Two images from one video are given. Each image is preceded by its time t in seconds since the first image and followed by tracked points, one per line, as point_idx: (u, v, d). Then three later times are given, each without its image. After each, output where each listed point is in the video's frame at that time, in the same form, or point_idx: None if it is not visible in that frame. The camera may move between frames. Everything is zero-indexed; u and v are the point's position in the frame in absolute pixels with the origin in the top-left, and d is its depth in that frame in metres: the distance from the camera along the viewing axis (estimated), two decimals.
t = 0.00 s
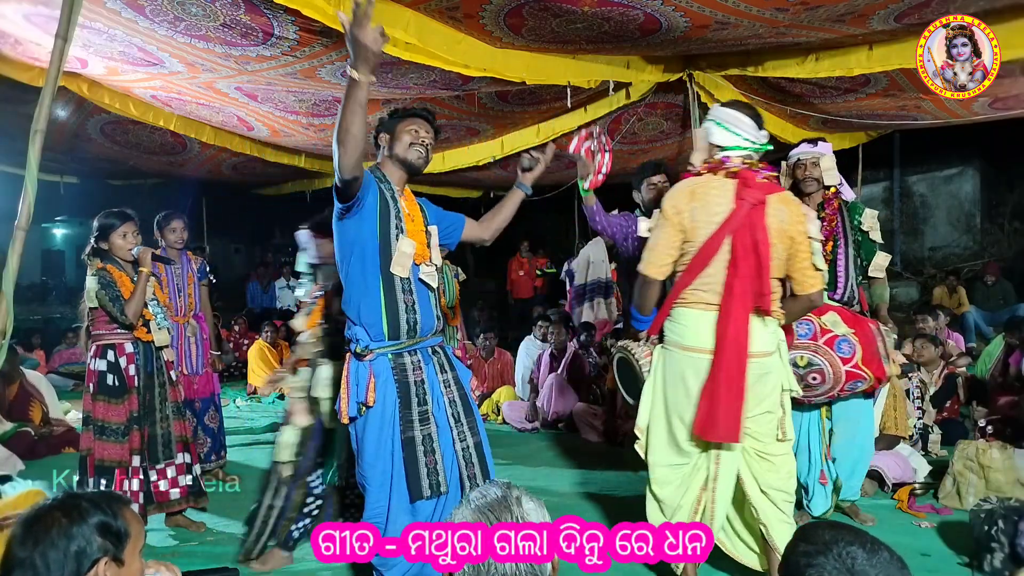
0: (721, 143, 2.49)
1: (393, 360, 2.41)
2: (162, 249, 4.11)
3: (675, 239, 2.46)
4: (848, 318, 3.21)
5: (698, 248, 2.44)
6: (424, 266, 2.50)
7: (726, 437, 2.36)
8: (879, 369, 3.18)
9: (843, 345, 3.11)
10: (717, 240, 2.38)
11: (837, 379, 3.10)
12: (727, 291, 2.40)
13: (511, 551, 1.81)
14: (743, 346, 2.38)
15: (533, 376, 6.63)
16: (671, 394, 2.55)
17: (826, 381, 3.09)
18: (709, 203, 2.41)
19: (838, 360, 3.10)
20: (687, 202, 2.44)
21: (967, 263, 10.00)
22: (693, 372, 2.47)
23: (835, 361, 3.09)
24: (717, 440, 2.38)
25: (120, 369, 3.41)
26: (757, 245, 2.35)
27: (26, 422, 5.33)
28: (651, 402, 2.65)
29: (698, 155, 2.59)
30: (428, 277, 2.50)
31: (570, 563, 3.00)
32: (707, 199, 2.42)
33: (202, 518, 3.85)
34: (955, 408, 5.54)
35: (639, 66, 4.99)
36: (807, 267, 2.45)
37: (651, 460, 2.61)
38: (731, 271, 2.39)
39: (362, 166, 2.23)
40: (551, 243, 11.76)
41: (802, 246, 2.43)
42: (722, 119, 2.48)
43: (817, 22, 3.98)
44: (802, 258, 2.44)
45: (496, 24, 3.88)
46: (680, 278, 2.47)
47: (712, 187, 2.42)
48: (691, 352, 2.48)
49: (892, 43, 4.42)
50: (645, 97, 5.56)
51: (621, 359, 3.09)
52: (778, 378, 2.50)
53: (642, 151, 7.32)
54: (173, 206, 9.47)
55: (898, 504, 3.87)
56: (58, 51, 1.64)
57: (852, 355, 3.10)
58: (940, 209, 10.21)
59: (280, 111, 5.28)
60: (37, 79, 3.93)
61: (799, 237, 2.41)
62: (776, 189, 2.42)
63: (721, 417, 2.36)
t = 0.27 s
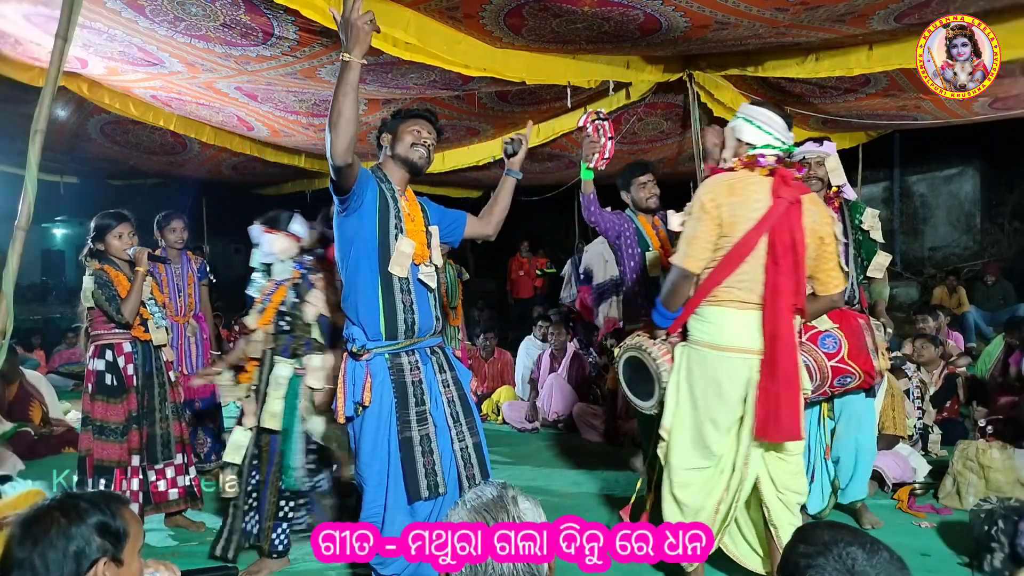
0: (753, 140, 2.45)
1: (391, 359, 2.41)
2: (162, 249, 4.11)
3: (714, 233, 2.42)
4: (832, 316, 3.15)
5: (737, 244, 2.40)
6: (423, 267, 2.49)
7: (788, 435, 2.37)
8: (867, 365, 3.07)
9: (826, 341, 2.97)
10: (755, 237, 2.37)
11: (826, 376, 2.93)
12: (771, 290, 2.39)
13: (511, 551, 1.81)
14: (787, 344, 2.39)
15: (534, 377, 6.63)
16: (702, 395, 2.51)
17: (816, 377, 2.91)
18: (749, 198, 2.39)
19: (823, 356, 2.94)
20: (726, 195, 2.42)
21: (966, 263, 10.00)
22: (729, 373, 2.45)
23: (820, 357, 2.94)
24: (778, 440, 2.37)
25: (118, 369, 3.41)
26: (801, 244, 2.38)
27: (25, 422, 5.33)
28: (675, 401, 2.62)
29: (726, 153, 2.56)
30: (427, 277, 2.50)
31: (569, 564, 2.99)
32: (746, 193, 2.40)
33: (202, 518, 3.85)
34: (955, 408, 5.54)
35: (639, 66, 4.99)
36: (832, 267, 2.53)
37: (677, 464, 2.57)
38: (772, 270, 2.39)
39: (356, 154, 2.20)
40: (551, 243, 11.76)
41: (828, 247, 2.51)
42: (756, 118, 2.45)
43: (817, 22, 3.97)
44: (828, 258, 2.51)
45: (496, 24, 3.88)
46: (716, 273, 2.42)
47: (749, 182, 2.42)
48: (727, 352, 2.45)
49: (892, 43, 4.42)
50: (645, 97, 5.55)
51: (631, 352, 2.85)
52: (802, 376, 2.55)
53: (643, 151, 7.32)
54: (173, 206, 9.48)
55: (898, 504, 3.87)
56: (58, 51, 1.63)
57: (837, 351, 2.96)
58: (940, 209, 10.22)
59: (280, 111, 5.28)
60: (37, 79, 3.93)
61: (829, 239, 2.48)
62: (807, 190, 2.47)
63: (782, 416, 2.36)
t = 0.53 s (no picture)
0: (775, 138, 2.58)
1: (388, 360, 2.41)
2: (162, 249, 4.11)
3: (750, 227, 2.46)
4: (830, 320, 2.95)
5: (769, 239, 2.45)
6: (421, 267, 2.49)
7: (829, 430, 2.45)
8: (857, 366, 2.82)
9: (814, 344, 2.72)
10: (788, 233, 2.44)
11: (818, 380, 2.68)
12: (805, 287, 2.50)
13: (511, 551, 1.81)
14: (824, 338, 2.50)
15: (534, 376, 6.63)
16: (731, 395, 2.53)
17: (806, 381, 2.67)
18: (783, 191, 2.47)
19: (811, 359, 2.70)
20: (761, 188, 2.47)
21: (966, 263, 10.00)
22: (760, 370, 2.49)
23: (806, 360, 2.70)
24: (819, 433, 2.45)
25: (118, 368, 3.42)
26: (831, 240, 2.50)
27: (25, 422, 5.33)
28: (701, 401, 2.62)
29: (748, 148, 2.68)
30: (425, 278, 2.49)
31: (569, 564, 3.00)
32: (779, 188, 2.47)
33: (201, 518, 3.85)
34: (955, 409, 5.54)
35: (639, 66, 4.99)
36: (849, 267, 2.81)
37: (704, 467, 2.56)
38: (804, 266, 2.49)
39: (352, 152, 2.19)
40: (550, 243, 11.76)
41: (846, 247, 2.75)
42: (781, 117, 2.58)
43: (817, 22, 3.98)
44: (847, 258, 2.77)
45: (496, 24, 3.88)
46: (748, 268, 2.46)
47: (780, 178, 2.49)
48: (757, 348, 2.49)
49: (892, 43, 4.42)
50: (645, 97, 5.56)
51: (645, 352, 2.76)
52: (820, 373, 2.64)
53: (643, 151, 7.32)
54: (173, 206, 9.48)
55: (898, 504, 3.88)
56: (58, 51, 1.63)
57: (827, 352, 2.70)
58: (940, 209, 10.22)
59: (280, 111, 5.28)
60: (37, 79, 3.93)
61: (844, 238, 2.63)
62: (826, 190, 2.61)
63: (822, 409, 2.45)
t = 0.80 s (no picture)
0: (784, 135, 2.58)
1: (386, 360, 2.41)
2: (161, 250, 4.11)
3: (761, 222, 2.46)
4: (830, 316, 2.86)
5: (780, 238, 2.46)
6: (419, 268, 2.49)
7: (834, 434, 2.42)
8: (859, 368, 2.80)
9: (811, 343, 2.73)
10: (799, 231, 2.46)
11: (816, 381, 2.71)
12: (816, 287, 2.50)
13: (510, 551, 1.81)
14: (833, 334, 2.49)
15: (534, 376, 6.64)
16: (741, 395, 2.53)
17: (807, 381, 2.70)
18: (793, 189, 2.49)
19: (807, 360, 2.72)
20: (773, 185, 2.48)
21: (966, 263, 10.00)
22: (770, 369, 2.50)
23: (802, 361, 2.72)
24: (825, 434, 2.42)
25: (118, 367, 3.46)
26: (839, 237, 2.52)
27: (25, 422, 5.32)
28: (710, 403, 2.61)
29: (755, 146, 2.67)
30: (423, 279, 2.49)
31: (570, 564, 3.00)
32: (790, 185, 2.50)
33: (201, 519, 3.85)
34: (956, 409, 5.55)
35: (639, 66, 4.99)
36: (855, 268, 2.83)
37: (715, 469, 2.56)
38: (814, 264, 2.50)
39: (349, 153, 2.19)
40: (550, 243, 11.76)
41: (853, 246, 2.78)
42: (786, 113, 2.58)
43: (817, 22, 3.97)
44: (854, 258, 2.80)
45: (496, 24, 3.88)
46: (759, 267, 2.47)
47: (790, 175, 2.51)
48: (767, 346, 2.50)
49: (892, 43, 4.42)
50: (645, 97, 5.56)
51: (649, 353, 2.79)
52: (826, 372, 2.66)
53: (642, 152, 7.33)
54: (173, 206, 9.48)
55: (898, 504, 3.88)
56: (58, 52, 1.62)
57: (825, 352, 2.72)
58: (940, 209, 10.21)
59: (280, 111, 5.28)
60: (37, 79, 3.94)
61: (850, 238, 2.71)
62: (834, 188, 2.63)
63: (828, 414, 2.41)
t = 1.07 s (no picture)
0: (779, 133, 2.57)
1: (384, 360, 2.41)
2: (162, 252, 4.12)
3: (757, 222, 2.45)
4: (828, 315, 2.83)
5: (778, 239, 2.46)
6: (418, 268, 2.49)
7: (830, 439, 2.44)
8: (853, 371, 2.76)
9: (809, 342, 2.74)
10: (796, 232, 2.45)
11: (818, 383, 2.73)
12: (815, 287, 2.50)
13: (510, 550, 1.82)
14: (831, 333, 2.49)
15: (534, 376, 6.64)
16: (741, 399, 2.54)
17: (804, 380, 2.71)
18: (788, 188, 2.48)
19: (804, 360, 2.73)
20: (768, 186, 2.47)
21: (966, 263, 10.00)
22: (770, 372, 2.51)
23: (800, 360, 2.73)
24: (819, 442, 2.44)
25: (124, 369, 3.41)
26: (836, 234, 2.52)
27: (26, 422, 5.32)
28: (712, 409, 2.64)
29: (750, 145, 2.66)
30: (422, 279, 2.49)
31: (569, 564, 2.99)
32: (786, 186, 2.49)
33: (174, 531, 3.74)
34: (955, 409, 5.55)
35: (639, 66, 4.99)
36: (856, 266, 2.82)
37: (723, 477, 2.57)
38: (812, 266, 2.51)
39: (345, 153, 2.19)
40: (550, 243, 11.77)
41: (853, 244, 2.77)
42: (781, 110, 2.56)
43: (817, 22, 3.97)
44: (854, 256, 2.79)
45: (496, 24, 3.88)
46: (756, 270, 2.46)
47: (786, 175, 2.50)
48: (766, 349, 2.51)
49: (892, 43, 4.42)
50: (645, 97, 5.56)
51: (650, 362, 2.68)
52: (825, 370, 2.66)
53: (643, 152, 7.33)
54: (173, 206, 9.48)
55: (898, 504, 3.88)
56: (57, 50, 1.62)
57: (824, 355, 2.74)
58: (940, 209, 10.21)
59: (280, 111, 5.28)
60: (37, 79, 3.94)
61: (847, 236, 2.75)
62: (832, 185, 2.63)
63: (822, 418, 2.44)
